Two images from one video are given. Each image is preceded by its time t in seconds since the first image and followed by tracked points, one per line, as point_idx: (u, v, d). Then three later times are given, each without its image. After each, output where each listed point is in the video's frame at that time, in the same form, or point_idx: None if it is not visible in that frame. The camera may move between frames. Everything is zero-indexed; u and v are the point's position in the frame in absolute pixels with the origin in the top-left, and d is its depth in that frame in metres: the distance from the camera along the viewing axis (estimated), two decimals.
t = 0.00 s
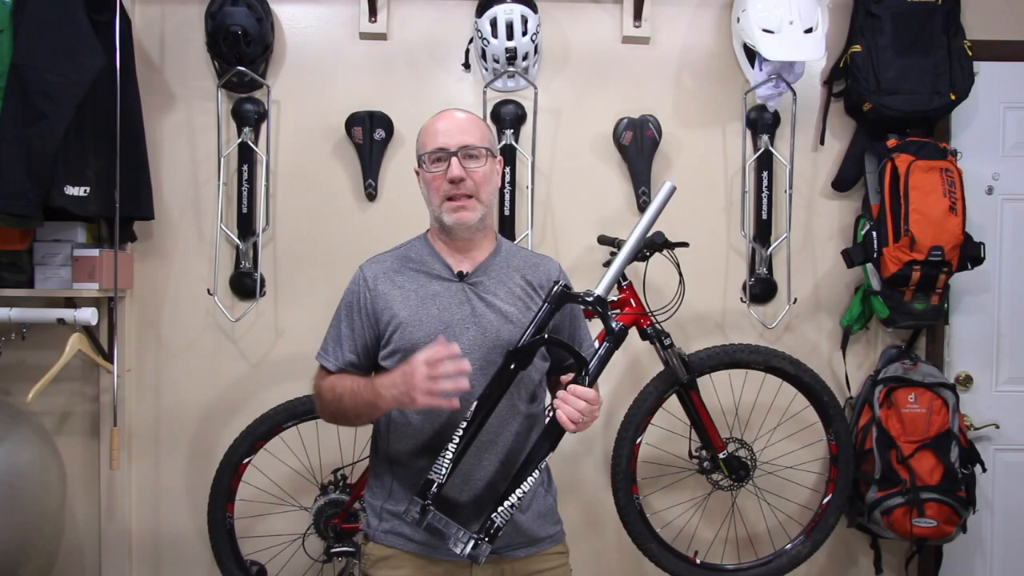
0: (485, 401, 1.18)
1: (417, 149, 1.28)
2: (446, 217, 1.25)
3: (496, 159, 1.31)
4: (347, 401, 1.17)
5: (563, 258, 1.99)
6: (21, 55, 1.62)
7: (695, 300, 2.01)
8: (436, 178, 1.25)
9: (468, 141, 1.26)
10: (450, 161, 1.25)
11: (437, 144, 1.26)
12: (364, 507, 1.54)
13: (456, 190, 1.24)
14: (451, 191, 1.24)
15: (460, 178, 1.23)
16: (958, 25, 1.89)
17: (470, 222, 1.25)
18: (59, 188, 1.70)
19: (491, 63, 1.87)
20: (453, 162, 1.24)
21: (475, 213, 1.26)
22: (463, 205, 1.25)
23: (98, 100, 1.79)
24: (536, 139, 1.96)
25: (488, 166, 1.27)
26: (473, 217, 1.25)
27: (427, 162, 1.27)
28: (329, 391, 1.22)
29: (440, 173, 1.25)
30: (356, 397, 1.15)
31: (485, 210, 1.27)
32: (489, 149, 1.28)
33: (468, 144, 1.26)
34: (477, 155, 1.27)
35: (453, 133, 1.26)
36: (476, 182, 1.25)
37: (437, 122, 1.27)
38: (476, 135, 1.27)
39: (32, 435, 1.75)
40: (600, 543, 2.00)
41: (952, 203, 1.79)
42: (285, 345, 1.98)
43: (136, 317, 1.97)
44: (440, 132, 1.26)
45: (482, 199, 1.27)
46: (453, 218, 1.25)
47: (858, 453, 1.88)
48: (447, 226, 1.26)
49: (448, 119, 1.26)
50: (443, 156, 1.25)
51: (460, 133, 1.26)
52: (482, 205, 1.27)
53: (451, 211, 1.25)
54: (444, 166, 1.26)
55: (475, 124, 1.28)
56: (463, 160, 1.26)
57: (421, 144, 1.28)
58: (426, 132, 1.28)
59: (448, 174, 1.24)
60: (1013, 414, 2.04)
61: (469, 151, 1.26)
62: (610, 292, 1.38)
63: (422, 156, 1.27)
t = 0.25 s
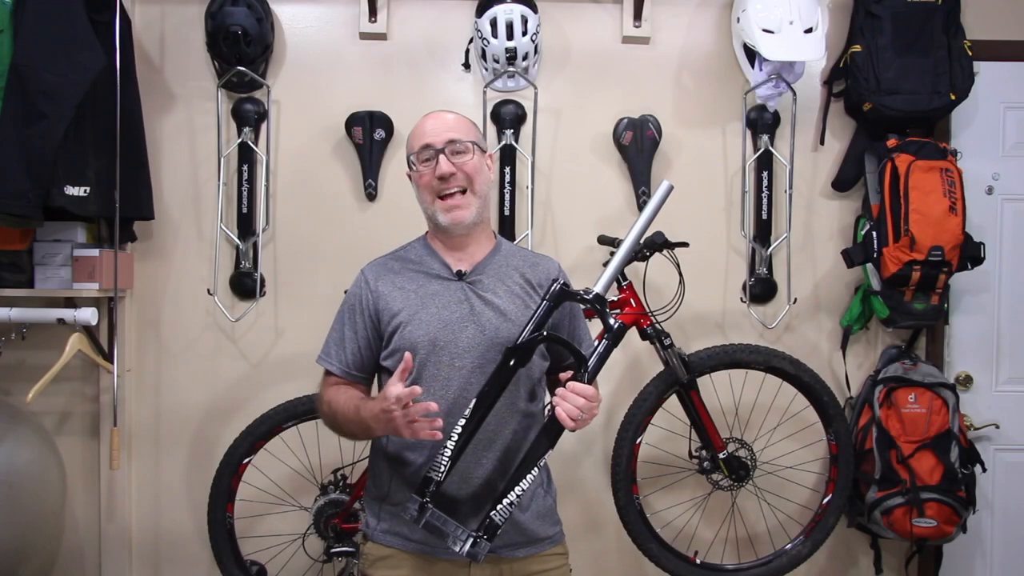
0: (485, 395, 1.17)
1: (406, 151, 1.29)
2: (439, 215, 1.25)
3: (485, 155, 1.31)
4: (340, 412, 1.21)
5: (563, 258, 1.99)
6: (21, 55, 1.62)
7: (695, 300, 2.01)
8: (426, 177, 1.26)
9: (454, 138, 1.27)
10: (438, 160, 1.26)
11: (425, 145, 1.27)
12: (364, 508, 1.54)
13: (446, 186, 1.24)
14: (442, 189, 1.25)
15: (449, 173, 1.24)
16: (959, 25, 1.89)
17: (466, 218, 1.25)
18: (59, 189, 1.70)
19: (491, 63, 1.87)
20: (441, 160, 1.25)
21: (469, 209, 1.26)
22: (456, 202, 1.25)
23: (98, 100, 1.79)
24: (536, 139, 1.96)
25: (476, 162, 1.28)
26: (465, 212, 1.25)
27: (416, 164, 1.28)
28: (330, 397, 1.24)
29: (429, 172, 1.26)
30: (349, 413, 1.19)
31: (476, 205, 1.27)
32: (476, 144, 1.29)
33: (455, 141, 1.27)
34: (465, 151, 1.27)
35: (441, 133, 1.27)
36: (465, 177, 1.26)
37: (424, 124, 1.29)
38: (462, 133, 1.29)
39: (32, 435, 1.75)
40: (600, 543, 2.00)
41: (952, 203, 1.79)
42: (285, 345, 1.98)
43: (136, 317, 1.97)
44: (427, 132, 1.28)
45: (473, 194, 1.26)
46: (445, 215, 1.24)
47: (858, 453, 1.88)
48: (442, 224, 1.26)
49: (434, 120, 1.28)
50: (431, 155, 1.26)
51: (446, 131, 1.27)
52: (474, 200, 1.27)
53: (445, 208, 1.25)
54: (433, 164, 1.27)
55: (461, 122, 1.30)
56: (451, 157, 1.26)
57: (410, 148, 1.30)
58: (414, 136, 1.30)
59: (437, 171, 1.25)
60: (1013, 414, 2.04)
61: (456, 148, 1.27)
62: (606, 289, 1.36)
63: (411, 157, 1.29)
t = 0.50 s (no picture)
0: (485, 392, 1.18)
1: (406, 146, 1.31)
2: (436, 206, 1.24)
3: (484, 152, 1.32)
4: (339, 417, 1.20)
5: (563, 258, 1.99)
6: (21, 55, 1.62)
7: (695, 300, 2.01)
8: (424, 170, 1.27)
9: (454, 133, 1.29)
10: (436, 153, 1.27)
11: (424, 139, 1.28)
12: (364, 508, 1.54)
13: (444, 177, 1.24)
14: (440, 180, 1.25)
15: (448, 165, 1.25)
16: (959, 25, 1.89)
17: (461, 208, 1.24)
18: (59, 189, 1.70)
19: (491, 63, 1.87)
20: (439, 152, 1.26)
21: (465, 200, 1.25)
22: (452, 192, 1.24)
23: (98, 100, 1.79)
24: (536, 139, 1.96)
25: (474, 156, 1.29)
26: (463, 203, 1.24)
27: (415, 158, 1.29)
28: (328, 401, 1.23)
29: (427, 165, 1.27)
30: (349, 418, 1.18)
31: (474, 197, 1.27)
32: (475, 140, 1.30)
33: (453, 136, 1.28)
34: (463, 146, 1.29)
35: (439, 128, 1.29)
36: (464, 169, 1.26)
37: (423, 121, 1.31)
38: (462, 129, 1.30)
39: (32, 435, 1.75)
40: (600, 543, 2.00)
41: (952, 203, 1.79)
42: (285, 345, 1.98)
43: (136, 317, 1.98)
44: (426, 127, 1.29)
45: (471, 186, 1.26)
46: (443, 206, 1.24)
47: (858, 453, 1.88)
48: (438, 215, 1.25)
49: (433, 117, 1.30)
50: (429, 149, 1.27)
51: (446, 126, 1.29)
52: (471, 192, 1.26)
53: (441, 198, 1.24)
54: (432, 157, 1.28)
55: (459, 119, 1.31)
56: (450, 151, 1.27)
57: (409, 144, 1.31)
58: (413, 132, 1.31)
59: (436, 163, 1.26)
60: (1013, 414, 2.04)
61: (455, 142, 1.28)
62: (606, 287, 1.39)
63: (410, 152, 1.30)
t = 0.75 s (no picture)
0: (485, 395, 1.17)
1: (408, 145, 1.31)
2: (436, 202, 1.25)
3: (485, 153, 1.33)
4: (324, 396, 1.20)
5: (563, 258, 1.99)
6: (21, 55, 1.62)
7: (695, 300, 2.01)
8: (425, 168, 1.27)
9: (456, 132, 1.29)
10: (438, 151, 1.27)
11: (426, 137, 1.29)
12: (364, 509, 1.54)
13: (445, 175, 1.25)
14: (441, 177, 1.25)
15: (449, 162, 1.25)
16: (959, 25, 1.89)
17: (461, 205, 1.24)
18: (59, 189, 1.70)
19: (491, 63, 1.87)
20: (441, 150, 1.27)
21: (465, 198, 1.25)
22: (452, 189, 1.24)
23: (98, 100, 1.79)
24: (536, 139, 1.96)
25: (476, 156, 1.29)
26: (463, 200, 1.24)
27: (417, 156, 1.29)
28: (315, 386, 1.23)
29: (429, 162, 1.27)
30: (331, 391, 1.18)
31: (474, 196, 1.27)
32: (477, 140, 1.31)
33: (456, 135, 1.29)
34: (465, 145, 1.29)
35: (442, 127, 1.29)
36: (464, 167, 1.26)
37: (425, 120, 1.32)
38: (463, 128, 1.31)
39: (32, 435, 1.75)
40: (600, 542, 2.00)
41: (952, 203, 1.79)
42: (285, 345, 1.98)
43: (136, 317, 1.98)
44: (429, 126, 1.30)
45: (472, 185, 1.26)
46: (443, 203, 1.24)
47: (858, 453, 1.88)
48: (438, 213, 1.25)
49: (436, 116, 1.31)
50: (431, 146, 1.28)
51: (448, 126, 1.30)
52: (471, 191, 1.26)
53: (442, 195, 1.24)
54: (434, 155, 1.28)
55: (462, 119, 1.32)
56: (451, 149, 1.28)
57: (412, 143, 1.32)
58: (416, 131, 1.32)
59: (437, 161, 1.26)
60: (1014, 414, 2.04)
61: (456, 141, 1.29)
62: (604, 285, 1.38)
63: (412, 150, 1.30)
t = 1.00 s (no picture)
0: (483, 397, 1.17)
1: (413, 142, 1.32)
2: (437, 198, 1.24)
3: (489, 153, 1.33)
4: (340, 406, 1.20)
5: (562, 258, 1.99)
6: (21, 55, 1.62)
7: (695, 300, 2.01)
8: (429, 164, 1.27)
9: (460, 130, 1.29)
10: (443, 148, 1.28)
11: (431, 135, 1.29)
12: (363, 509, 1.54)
13: (448, 171, 1.25)
14: (443, 174, 1.25)
15: (452, 159, 1.25)
16: (959, 25, 1.89)
17: (462, 202, 1.24)
18: (59, 189, 1.70)
19: (491, 63, 1.87)
20: (445, 147, 1.27)
21: (466, 194, 1.25)
22: (454, 185, 1.24)
23: (98, 100, 1.79)
24: (536, 139, 1.96)
25: (480, 154, 1.29)
26: (464, 197, 1.24)
27: (421, 153, 1.29)
28: (327, 395, 1.24)
29: (433, 159, 1.27)
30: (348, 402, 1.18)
31: (476, 193, 1.26)
32: (481, 139, 1.31)
33: (460, 133, 1.29)
34: (469, 144, 1.29)
35: (447, 125, 1.30)
36: (467, 164, 1.26)
37: (431, 118, 1.32)
38: (468, 127, 1.31)
39: (32, 435, 1.75)
40: (600, 543, 2.00)
41: (952, 203, 1.79)
42: (285, 345, 1.98)
43: (136, 317, 1.98)
44: (434, 123, 1.30)
45: (474, 182, 1.26)
46: (444, 199, 1.24)
47: (858, 453, 1.88)
48: (439, 209, 1.25)
49: (442, 114, 1.31)
50: (435, 143, 1.28)
51: (453, 123, 1.30)
52: (473, 188, 1.26)
53: (443, 191, 1.24)
54: (438, 152, 1.28)
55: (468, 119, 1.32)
56: (456, 147, 1.28)
57: (417, 140, 1.32)
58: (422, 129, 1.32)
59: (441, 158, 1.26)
60: (1013, 414, 2.04)
61: (461, 139, 1.29)
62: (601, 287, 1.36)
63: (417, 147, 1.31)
